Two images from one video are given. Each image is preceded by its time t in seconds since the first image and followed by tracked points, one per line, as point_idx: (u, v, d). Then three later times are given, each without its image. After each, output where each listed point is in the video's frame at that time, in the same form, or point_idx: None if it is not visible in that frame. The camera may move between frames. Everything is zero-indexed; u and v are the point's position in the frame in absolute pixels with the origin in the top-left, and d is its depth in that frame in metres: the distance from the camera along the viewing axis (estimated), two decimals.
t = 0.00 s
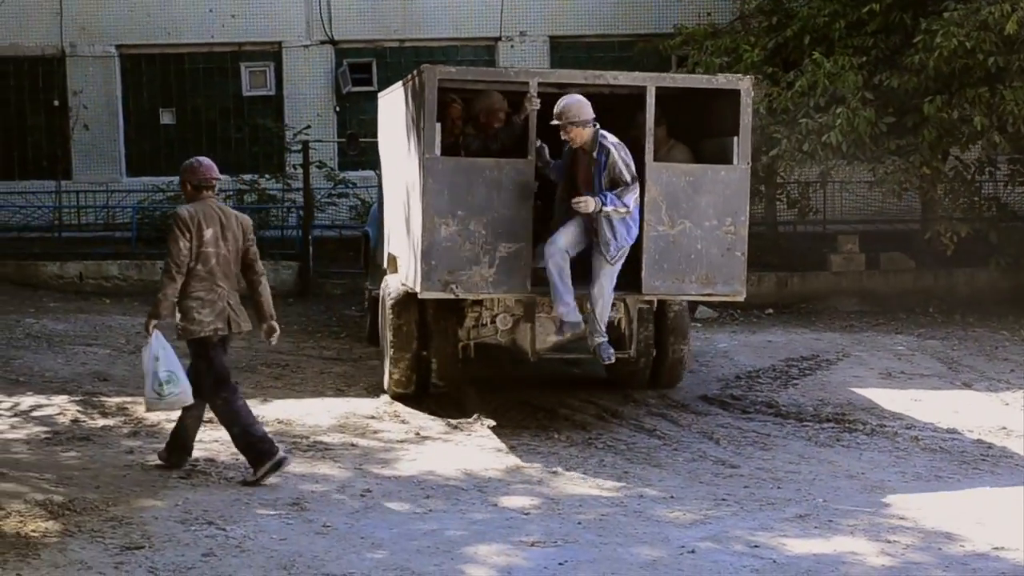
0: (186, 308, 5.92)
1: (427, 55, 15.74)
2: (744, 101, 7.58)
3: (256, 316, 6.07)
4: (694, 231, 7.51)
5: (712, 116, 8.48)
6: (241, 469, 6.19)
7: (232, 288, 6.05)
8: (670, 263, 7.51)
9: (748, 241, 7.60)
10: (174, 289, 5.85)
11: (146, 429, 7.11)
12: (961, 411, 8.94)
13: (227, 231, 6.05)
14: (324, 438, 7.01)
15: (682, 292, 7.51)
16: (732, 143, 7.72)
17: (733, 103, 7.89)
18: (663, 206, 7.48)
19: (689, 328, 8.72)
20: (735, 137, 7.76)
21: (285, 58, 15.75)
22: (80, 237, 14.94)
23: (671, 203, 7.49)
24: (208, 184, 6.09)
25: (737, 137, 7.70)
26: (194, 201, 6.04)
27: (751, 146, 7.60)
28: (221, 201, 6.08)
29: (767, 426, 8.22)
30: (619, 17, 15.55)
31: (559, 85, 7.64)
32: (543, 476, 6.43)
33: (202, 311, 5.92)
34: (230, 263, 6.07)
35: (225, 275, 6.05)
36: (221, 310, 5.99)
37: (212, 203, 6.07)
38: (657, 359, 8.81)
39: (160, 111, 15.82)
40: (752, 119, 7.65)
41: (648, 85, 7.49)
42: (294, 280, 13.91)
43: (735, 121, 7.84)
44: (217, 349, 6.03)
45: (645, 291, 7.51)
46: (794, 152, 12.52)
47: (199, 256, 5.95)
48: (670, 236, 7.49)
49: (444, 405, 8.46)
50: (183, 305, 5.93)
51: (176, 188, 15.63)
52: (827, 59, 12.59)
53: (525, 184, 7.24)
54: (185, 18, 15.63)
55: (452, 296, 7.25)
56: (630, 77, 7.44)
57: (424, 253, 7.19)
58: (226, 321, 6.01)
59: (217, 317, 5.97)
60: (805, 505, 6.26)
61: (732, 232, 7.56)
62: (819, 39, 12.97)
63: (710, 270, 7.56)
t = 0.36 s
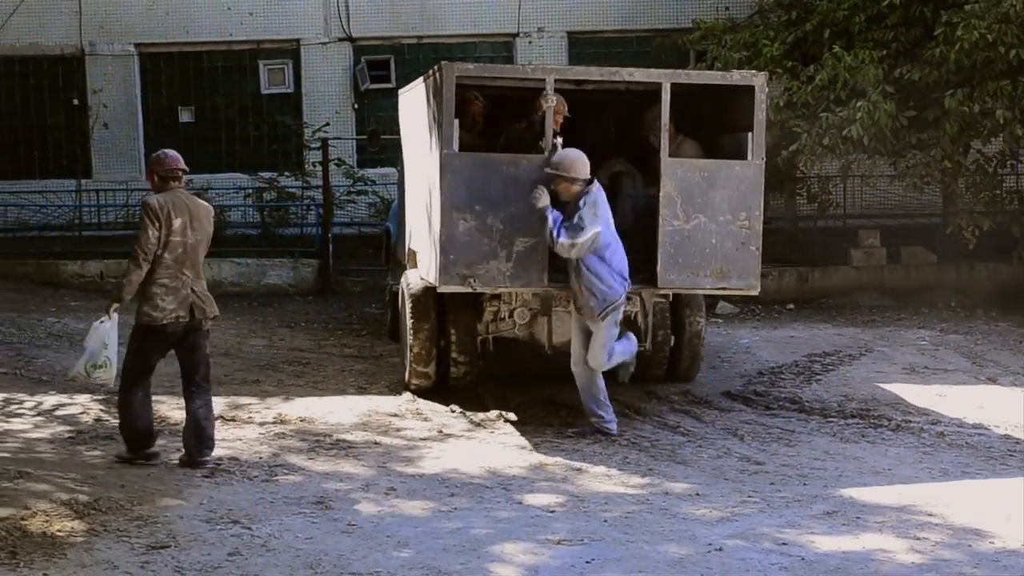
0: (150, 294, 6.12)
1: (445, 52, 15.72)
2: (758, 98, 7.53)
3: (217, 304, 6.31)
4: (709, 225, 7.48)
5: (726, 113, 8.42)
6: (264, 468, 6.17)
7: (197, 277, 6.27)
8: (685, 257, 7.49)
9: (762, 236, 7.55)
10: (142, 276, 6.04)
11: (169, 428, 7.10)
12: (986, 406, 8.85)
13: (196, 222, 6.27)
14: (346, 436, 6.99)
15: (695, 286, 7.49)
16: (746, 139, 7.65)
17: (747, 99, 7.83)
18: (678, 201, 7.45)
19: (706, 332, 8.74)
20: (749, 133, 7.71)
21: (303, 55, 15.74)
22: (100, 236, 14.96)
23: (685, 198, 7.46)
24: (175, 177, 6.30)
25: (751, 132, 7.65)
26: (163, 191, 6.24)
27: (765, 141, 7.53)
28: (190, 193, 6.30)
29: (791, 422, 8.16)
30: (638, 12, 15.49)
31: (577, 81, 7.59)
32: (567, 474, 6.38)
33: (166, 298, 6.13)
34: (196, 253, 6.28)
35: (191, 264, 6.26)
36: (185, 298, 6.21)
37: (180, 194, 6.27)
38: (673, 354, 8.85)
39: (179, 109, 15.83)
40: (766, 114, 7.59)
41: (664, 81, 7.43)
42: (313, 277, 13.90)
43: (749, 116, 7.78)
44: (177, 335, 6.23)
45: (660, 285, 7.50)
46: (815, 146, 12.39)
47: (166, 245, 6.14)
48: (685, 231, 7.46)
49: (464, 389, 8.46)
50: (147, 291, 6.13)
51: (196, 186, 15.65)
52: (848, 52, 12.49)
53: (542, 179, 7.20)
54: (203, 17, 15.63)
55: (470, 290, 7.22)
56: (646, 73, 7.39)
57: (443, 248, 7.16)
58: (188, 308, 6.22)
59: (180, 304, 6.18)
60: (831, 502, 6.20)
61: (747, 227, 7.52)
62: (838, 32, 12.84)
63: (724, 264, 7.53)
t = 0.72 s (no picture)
0: (103, 298, 6.36)
1: (465, 57, 15.73)
2: (774, 105, 7.50)
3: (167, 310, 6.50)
4: (723, 231, 7.45)
5: (740, 120, 8.39)
6: (282, 470, 6.17)
7: (150, 281, 6.48)
8: (699, 263, 7.46)
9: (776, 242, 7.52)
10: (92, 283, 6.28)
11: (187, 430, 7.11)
12: (1007, 416, 8.78)
13: (145, 228, 6.48)
14: (364, 440, 6.99)
15: (709, 292, 7.47)
16: (761, 145, 7.62)
17: (762, 107, 7.80)
18: (693, 207, 7.43)
19: (720, 327, 8.68)
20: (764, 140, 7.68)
21: (322, 60, 15.77)
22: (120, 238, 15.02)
23: (700, 204, 7.43)
24: (130, 182, 6.53)
25: (766, 139, 7.62)
26: (116, 200, 6.48)
27: (781, 147, 7.50)
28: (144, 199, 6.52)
29: (809, 430, 8.11)
30: (657, 19, 15.49)
31: (594, 87, 7.58)
32: (584, 481, 6.36)
33: (115, 303, 6.37)
34: (148, 259, 6.49)
35: (143, 270, 6.47)
36: (137, 302, 6.43)
37: (134, 201, 6.50)
38: (687, 359, 8.82)
39: (199, 113, 15.88)
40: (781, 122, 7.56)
41: (680, 88, 7.41)
42: (331, 281, 13.91)
43: (763, 122, 7.75)
44: (129, 336, 6.48)
45: (674, 290, 7.48)
46: (835, 154, 12.33)
47: (116, 252, 6.38)
48: (699, 237, 7.44)
49: (477, 386, 8.39)
50: (100, 296, 6.37)
51: (215, 189, 15.69)
52: (869, 60, 12.43)
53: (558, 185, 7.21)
54: (223, 20, 15.68)
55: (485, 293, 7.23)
56: (662, 80, 7.37)
57: (458, 251, 7.17)
58: (139, 312, 6.44)
59: (130, 308, 6.41)
60: (851, 511, 6.16)
61: (762, 233, 7.49)
62: (859, 40, 12.79)
63: (738, 270, 7.50)
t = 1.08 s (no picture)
0: (82, 294, 6.48)
1: (484, 57, 15.73)
2: (794, 105, 7.46)
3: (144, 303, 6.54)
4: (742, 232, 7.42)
5: (759, 121, 8.34)
6: (300, 469, 6.17)
7: (126, 277, 6.55)
8: (717, 263, 7.43)
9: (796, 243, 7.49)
10: (68, 277, 6.42)
11: (206, 428, 7.12)
12: None
13: (122, 225, 6.56)
14: (382, 439, 6.99)
15: (728, 292, 7.44)
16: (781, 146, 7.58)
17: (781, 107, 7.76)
18: (711, 207, 7.40)
19: (737, 325, 8.67)
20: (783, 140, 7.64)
21: (340, 59, 15.79)
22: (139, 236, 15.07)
23: (719, 204, 7.40)
24: (114, 184, 6.64)
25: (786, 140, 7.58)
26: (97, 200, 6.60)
27: (800, 147, 7.46)
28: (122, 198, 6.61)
29: (828, 432, 8.07)
30: (676, 19, 15.46)
31: (614, 86, 7.56)
32: (602, 482, 6.33)
33: (93, 298, 6.45)
34: (125, 255, 6.56)
35: (120, 266, 6.55)
36: (114, 297, 6.50)
37: (113, 201, 6.60)
38: (706, 360, 8.79)
39: (218, 111, 15.92)
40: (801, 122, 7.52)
41: (700, 88, 7.38)
42: (349, 280, 13.91)
43: (783, 123, 7.72)
44: (109, 331, 6.55)
45: (692, 290, 7.45)
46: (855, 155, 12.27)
47: (92, 249, 6.48)
48: (718, 237, 7.41)
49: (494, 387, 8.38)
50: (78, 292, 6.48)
51: (234, 187, 15.71)
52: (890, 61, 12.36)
53: (577, 184, 7.21)
54: (242, 19, 15.71)
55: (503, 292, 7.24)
56: (682, 80, 7.35)
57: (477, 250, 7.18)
58: (117, 306, 6.50)
59: (108, 302, 6.48)
60: (871, 513, 6.11)
61: (780, 234, 7.46)
62: (879, 41, 12.71)
63: (757, 271, 7.47)
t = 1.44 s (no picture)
0: (74, 291, 6.83)
1: (507, 65, 15.76)
2: (821, 113, 7.43)
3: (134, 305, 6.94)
4: (768, 241, 7.39)
5: (784, 129, 8.33)
6: (326, 477, 6.18)
7: (118, 277, 6.92)
8: (744, 272, 7.40)
9: (822, 252, 7.46)
10: (65, 274, 6.76)
11: (233, 436, 7.15)
12: None
13: (118, 228, 6.95)
14: (408, 448, 7.00)
15: (755, 301, 7.41)
16: (807, 155, 7.56)
17: (808, 116, 7.73)
18: (738, 216, 7.37)
19: (764, 337, 8.64)
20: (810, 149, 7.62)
21: (365, 68, 15.85)
22: (164, 245, 15.15)
23: (746, 213, 7.38)
24: (113, 187, 7.07)
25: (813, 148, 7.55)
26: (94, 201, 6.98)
27: (827, 156, 7.43)
28: (120, 202, 7.01)
29: (855, 441, 8.02)
30: (701, 26, 15.45)
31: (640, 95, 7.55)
32: (628, 490, 6.31)
33: (85, 296, 6.82)
34: (119, 257, 6.94)
35: (114, 267, 6.91)
36: (105, 295, 6.87)
37: (110, 203, 6.99)
38: (731, 368, 8.76)
39: (243, 120, 16.01)
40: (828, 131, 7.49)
41: (725, 97, 7.37)
42: (373, 289, 13.95)
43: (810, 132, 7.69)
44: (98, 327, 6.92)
45: (718, 299, 7.42)
46: (880, 162, 12.22)
47: (88, 248, 6.84)
48: (745, 246, 7.38)
49: (522, 396, 8.39)
50: (71, 288, 6.84)
51: (259, 196, 15.78)
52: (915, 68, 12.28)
53: (602, 194, 7.21)
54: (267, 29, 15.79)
55: (529, 301, 7.23)
56: (708, 88, 7.33)
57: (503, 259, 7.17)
58: (106, 305, 6.88)
59: (99, 301, 6.85)
60: (899, 523, 6.06)
61: (807, 243, 7.43)
62: (904, 49, 12.65)
63: (783, 280, 7.44)
